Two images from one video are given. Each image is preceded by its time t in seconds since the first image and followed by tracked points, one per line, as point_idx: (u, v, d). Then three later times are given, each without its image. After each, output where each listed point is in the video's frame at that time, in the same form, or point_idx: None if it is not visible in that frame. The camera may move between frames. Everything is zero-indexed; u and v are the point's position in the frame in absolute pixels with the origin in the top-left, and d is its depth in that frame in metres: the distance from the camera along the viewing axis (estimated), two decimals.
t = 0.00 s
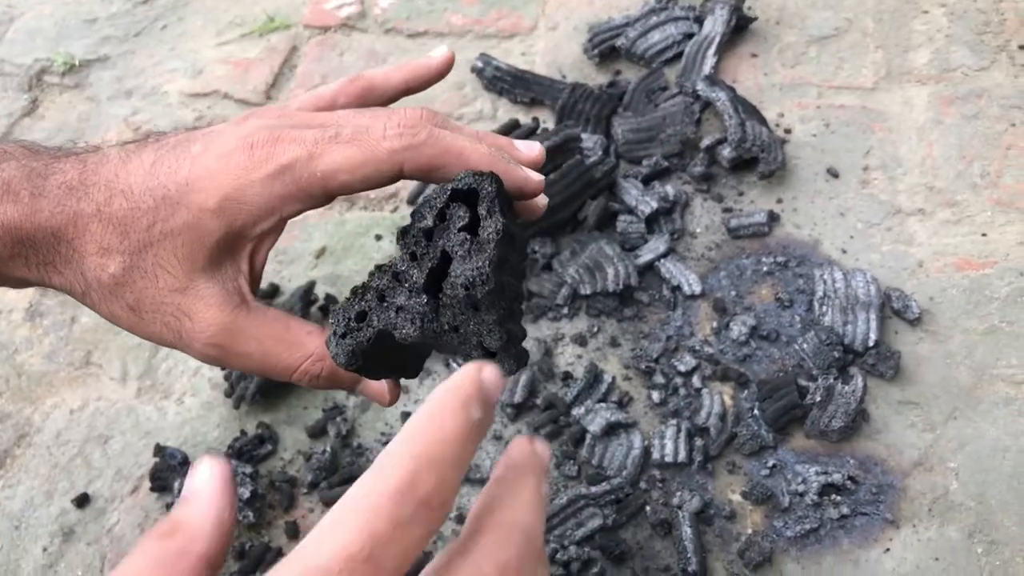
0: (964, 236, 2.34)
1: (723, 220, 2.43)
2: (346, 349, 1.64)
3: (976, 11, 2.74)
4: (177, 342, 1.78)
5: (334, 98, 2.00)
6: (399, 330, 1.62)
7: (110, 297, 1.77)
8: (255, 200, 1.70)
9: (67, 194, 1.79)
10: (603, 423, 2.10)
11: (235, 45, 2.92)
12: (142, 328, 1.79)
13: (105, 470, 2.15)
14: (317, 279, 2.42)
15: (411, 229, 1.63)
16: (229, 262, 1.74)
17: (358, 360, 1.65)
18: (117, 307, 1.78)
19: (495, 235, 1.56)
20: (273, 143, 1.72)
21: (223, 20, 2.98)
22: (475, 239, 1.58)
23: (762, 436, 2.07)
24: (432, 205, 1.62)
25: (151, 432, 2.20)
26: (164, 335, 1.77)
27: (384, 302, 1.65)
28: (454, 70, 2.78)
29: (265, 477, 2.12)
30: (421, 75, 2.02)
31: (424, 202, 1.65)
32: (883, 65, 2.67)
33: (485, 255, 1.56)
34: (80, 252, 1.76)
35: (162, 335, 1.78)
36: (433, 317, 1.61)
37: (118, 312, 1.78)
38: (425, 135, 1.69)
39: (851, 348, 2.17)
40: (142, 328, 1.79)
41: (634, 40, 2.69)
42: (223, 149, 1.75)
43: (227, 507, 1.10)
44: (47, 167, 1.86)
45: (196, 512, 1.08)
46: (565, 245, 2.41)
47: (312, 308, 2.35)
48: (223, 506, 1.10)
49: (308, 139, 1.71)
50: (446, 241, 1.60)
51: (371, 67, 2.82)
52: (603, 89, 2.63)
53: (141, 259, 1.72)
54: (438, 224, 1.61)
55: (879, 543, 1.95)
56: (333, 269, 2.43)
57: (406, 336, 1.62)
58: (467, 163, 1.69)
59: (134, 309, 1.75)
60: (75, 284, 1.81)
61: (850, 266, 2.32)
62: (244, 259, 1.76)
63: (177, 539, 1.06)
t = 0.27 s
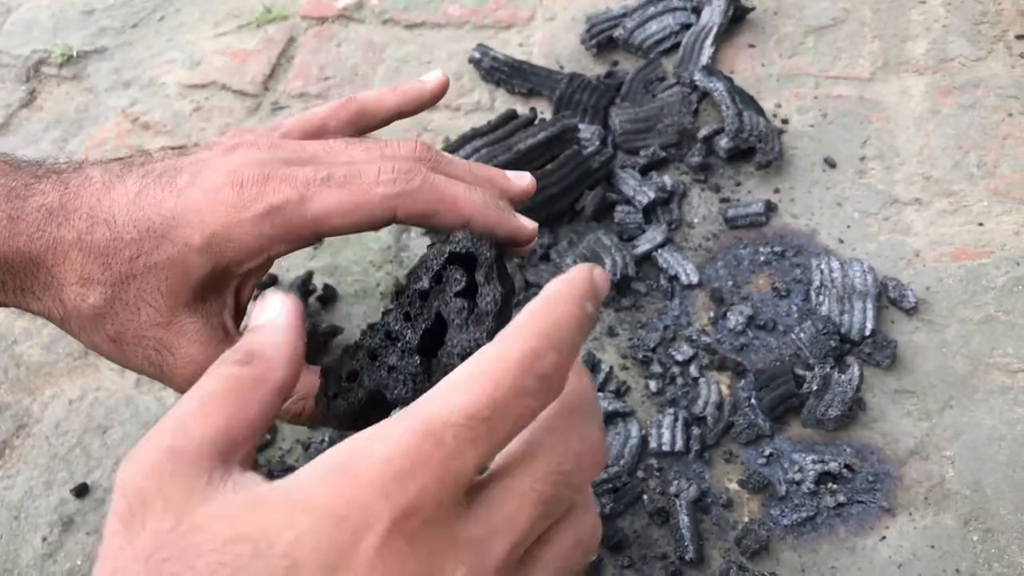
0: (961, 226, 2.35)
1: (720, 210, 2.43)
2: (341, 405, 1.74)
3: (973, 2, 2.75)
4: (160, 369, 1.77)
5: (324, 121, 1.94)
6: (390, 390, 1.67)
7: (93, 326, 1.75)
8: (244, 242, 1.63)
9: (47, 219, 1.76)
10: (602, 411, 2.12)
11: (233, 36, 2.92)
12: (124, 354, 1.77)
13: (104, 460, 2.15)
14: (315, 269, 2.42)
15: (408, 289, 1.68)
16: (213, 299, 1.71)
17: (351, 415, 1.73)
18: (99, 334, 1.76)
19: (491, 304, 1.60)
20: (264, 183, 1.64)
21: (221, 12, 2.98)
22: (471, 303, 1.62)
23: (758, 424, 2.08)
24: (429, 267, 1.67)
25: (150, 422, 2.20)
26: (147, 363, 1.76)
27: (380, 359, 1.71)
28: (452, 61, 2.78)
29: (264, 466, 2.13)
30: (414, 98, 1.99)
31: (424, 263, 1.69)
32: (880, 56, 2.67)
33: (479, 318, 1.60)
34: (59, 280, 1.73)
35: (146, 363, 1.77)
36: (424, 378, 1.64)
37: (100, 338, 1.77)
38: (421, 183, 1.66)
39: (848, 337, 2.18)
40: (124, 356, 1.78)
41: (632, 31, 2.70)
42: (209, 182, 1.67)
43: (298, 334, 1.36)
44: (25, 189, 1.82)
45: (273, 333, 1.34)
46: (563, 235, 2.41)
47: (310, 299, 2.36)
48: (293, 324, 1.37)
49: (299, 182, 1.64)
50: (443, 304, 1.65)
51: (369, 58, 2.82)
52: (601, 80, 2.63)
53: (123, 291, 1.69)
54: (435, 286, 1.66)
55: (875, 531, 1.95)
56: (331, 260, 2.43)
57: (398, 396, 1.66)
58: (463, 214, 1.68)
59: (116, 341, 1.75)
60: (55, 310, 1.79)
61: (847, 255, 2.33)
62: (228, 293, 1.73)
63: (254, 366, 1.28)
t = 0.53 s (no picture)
0: (960, 216, 2.34)
1: (719, 200, 2.43)
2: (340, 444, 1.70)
3: None
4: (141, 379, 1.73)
5: (301, 107, 1.93)
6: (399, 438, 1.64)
7: (69, 336, 1.72)
8: (222, 257, 1.57)
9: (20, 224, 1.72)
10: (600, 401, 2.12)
11: (231, 27, 2.92)
12: (104, 366, 1.74)
13: (104, 450, 2.15)
14: (314, 260, 2.42)
15: (412, 338, 1.62)
16: (189, 312, 1.66)
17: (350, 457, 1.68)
18: (78, 345, 1.73)
19: (509, 359, 1.61)
20: (241, 197, 1.57)
21: (220, 4, 2.98)
22: (484, 359, 1.63)
23: (757, 413, 2.09)
24: (439, 318, 1.63)
25: (149, 412, 2.20)
26: (128, 376, 1.73)
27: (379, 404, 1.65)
28: (451, 52, 2.78)
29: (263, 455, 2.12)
30: (393, 83, 1.99)
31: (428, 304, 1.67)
32: (879, 46, 2.67)
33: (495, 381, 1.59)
34: (36, 289, 1.71)
35: (125, 373, 1.73)
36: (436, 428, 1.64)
37: (78, 347, 1.74)
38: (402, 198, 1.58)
39: (846, 326, 2.18)
40: (104, 366, 1.74)
41: (630, 21, 2.69)
42: (186, 194, 1.60)
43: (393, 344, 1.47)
44: None
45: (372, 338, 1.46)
46: (562, 225, 2.41)
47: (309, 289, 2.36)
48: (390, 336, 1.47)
49: (278, 198, 1.56)
50: (455, 354, 1.63)
51: (367, 49, 2.81)
52: (600, 70, 2.63)
53: (98, 303, 1.66)
54: (446, 336, 1.63)
55: (873, 519, 1.96)
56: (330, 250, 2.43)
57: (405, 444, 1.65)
58: (444, 234, 1.64)
59: (91, 350, 1.71)
60: (34, 317, 1.76)
61: (845, 245, 2.33)
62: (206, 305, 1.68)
63: (343, 360, 1.38)
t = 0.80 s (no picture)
0: (960, 210, 2.34)
1: (720, 195, 2.43)
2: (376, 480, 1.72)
3: None
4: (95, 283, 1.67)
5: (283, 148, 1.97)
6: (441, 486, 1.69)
7: (37, 234, 1.73)
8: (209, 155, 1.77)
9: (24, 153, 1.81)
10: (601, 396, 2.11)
11: (231, 23, 2.91)
12: (62, 269, 1.70)
13: (105, 445, 2.16)
14: (315, 255, 2.42)
15: (473, 414, 1.61)
16: (164, 198, 1.70)
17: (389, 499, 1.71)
18: (43, 250, 1.72)
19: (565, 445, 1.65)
20: (237, 103, 1.76)
21: None
22: (540, 442, 1.64)
23: (757, 408, 2.09)
24: (502, 397, 1.62)
25: (150, 408, 2.20)
26: (83, 279, 1.68)
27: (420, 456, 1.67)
28: (451, 47, 2.78)
29: (264, 450, 2.11)
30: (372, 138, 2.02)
31: (487, 372, 1.66)
32: (880, 40, 2.66)
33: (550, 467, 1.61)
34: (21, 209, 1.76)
35: (76, 270, 1.68)
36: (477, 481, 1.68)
37: (43, 258, 1.72)
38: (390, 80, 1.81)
39: (847, 320, 2.18)
40: (62, 274, 1.71)
41: (631, 16, 2.69)
42: (177, 95, 1.79)
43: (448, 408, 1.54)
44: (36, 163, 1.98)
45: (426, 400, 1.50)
46: (562, 220, 2.40)
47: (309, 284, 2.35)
48: (450, 397, 1.55)
49: (271, 119, 1.79)
50: (508, 430, 1.63)
51: (367, 45, 2.81)
52: (600, 64, 2.63)
53: (76, 183, 1.73)
54: (503, 413, 1.63)
55: (874, 513, 1.96)
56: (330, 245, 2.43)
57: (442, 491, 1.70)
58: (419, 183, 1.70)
59: (56, 234, 1.70)
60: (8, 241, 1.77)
61: (846, 239, 2.32)
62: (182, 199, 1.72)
63: (400, 423, 1.41)
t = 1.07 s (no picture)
0: (963, 207, 2.34)
1: (723, 192, 2.43)
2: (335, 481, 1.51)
3: None
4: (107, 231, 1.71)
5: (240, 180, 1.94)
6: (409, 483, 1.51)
7: (57, 191, 1.79)
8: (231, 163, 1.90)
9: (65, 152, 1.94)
10: (603, 393, 2.12)
11: (234, 20, 2.92)
12: (76, 220, 1.75)
13: (108, 443, 2.16)
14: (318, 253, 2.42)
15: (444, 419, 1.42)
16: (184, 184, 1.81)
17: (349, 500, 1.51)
18: (60, 206, 1.77)
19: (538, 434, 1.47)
20: (260, 136, 1.94)
21: None
22: (511, 437, 1.46)
23: (760, 405, 2.09)
24: (470, 398, 1.42)
25: (154, 405, 2.21)
26: (95, 227, 1.72)
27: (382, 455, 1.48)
28: (454, 44, 2.78)
29: (268, 447, 2.11)
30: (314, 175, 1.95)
31: (451, 373, 1.45)
32: (882, 37, 2.66)
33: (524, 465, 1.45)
34: (52, 174, 1.84)
35: (92, 220, 1.72)
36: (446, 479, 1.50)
37: (58, 212, 1.77)
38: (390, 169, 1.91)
39: (850, 318, 2.17)
40: (75, 226, 1.75)
41: (633, 13, 2.69)
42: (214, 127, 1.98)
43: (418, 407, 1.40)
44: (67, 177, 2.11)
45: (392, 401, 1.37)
46: (565, 218, 2.41)
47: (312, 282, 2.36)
48: (418, 401, 1.40)
49: (288, 160, 1.94)
50: (477, 428, 1.44)
51: (370, 42, 2.81)
52: (603, 62, 2.63)
53: (111, 163, 1.85)
54: (471, 412, 1.43)
55: (877, 510, 1.96)
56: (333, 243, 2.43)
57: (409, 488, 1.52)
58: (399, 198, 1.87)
59: (77, 186, 1.78)
60: (26, 207, 1.83)
61: (849, 237, 2.32)
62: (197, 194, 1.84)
63: (376, 425, 1.31)
